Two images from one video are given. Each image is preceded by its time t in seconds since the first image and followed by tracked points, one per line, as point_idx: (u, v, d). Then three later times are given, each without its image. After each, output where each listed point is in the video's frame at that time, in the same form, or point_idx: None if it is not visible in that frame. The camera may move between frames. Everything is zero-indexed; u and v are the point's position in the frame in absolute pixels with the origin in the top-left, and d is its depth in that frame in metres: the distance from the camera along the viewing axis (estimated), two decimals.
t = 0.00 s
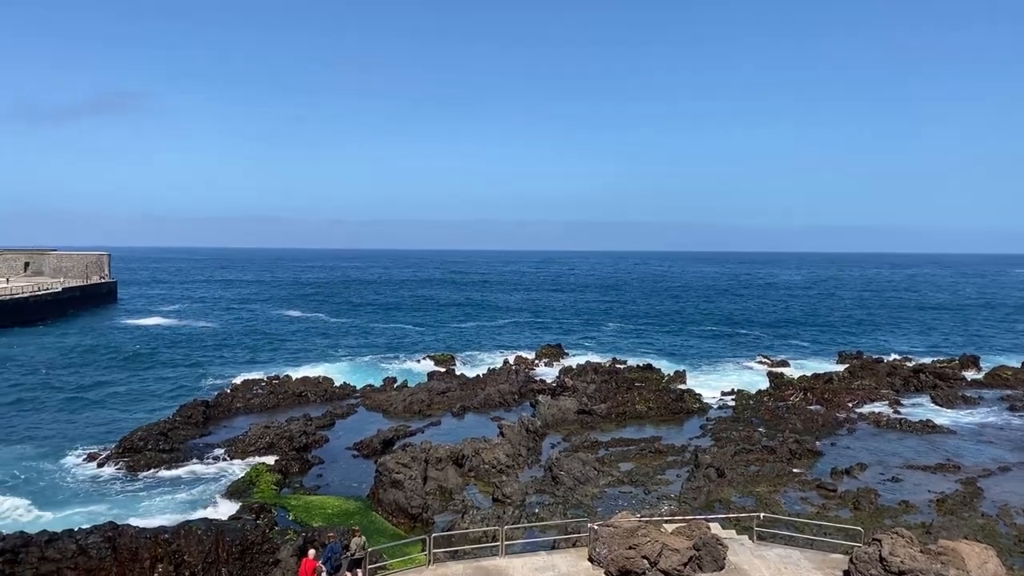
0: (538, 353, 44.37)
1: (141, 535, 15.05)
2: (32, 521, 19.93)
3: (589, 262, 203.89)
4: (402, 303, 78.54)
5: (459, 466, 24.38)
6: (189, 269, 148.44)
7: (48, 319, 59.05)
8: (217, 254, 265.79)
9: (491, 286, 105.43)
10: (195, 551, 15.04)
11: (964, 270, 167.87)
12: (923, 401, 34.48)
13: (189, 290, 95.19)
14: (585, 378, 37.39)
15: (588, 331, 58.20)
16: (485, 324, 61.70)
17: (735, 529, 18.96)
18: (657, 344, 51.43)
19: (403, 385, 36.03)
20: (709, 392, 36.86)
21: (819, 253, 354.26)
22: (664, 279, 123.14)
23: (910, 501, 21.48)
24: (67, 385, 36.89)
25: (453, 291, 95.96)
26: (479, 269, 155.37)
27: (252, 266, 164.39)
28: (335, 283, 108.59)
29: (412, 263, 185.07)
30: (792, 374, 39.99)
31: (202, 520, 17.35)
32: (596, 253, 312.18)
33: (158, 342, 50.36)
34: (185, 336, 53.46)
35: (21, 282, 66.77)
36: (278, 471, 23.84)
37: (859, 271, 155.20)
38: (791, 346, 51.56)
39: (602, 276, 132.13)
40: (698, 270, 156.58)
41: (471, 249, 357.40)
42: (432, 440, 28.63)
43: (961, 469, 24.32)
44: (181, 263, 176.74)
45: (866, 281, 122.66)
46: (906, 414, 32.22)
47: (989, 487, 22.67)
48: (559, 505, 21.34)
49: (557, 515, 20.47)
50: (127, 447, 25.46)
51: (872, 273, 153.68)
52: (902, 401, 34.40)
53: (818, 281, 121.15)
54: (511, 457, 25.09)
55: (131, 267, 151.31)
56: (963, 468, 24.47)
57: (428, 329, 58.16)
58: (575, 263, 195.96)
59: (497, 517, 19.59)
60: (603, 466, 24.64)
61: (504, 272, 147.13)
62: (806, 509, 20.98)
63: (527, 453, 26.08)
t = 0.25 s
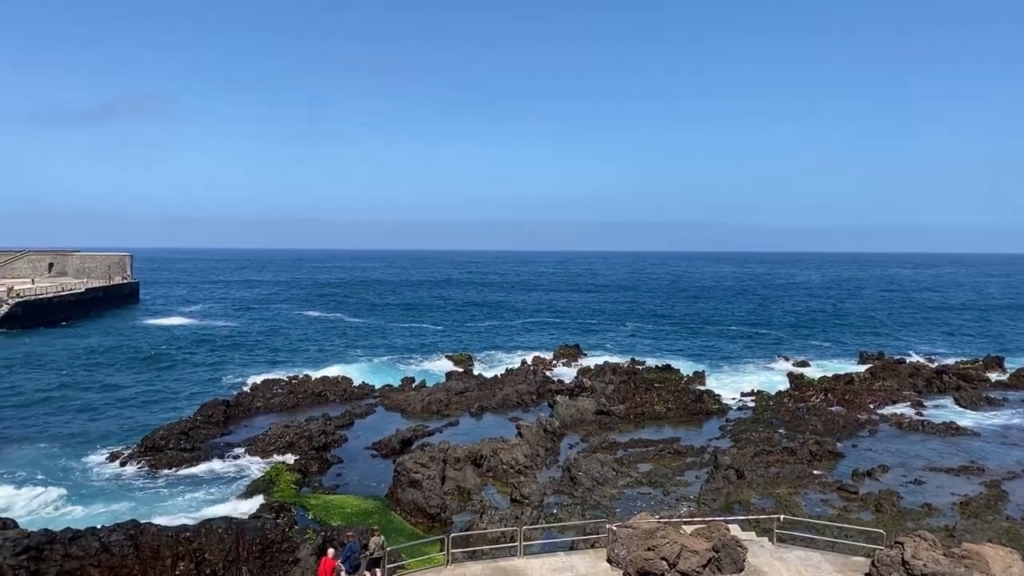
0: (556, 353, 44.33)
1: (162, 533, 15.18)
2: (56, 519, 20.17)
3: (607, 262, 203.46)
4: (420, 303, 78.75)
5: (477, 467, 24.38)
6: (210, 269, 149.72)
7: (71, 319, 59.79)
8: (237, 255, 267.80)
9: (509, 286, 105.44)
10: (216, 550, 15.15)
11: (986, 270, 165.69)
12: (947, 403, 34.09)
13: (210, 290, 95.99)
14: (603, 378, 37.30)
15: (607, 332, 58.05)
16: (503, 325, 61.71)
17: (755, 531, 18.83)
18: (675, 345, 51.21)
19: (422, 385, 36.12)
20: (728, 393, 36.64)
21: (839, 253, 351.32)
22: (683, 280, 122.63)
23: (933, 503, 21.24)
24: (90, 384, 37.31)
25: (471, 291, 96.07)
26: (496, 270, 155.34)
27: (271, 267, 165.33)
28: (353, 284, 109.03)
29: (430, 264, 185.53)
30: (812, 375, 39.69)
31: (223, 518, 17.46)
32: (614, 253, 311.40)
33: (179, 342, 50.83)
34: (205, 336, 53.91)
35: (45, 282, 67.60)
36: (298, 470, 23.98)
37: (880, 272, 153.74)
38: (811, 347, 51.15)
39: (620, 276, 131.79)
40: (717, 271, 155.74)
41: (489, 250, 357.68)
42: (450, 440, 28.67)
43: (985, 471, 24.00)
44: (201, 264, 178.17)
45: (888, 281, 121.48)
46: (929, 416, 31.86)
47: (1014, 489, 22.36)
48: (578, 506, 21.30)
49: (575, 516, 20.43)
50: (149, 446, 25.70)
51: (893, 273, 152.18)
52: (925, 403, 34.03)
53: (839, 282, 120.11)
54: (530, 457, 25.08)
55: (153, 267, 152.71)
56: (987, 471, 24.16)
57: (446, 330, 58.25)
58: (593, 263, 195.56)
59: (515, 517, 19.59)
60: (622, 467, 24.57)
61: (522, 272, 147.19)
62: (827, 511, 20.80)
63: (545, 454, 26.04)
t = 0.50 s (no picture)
0: (578, 357, 44.24)
1: (188, 534, 15.37)
2: (84, 519, 20.47)
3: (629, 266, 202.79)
4: (442, 307, 78.96)
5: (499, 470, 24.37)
6: (233, 273, 151.06)
7: (99, 322, 60.62)
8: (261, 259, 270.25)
9: (530, 290, 105.44)
10: (240, 552, 15.27)
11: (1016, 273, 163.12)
12: (976, 409, 33.56)
13: (235, 295, 96.90)
14: (626, 382, 37.16)
15: (629, 336, 57.81)
16: (524, 329, 61.69)
17: (780, 537, 18.66)
18: (698, 350, 50.89)
19: (444, 389, 36.20)
20: (752, 398, 36.34)
21: (864, 257, 347.56)
22: (706, 284, 121.92)
23: (962, 511, 20.91)
24: (117, 387, 37.80)
25: (493, 295, 96.15)
26: (517, 273, 155.37)
27: (294, 271, 166.52)
28: (376, 288, 109.58)
29: (452, 268, 185.92)
30: (838, 380, 39.26)
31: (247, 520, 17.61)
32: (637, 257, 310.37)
33: (204, 346, 51.35)
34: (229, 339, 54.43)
35: (75, 286, 68.66)
36: (321, 473, 24.12)
37: (907, 275, 151.83)
38: (837, 351, 50.59)
39: (642, 280, 131.33)
40: (740, 275, 154.64)
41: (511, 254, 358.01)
42: (472, 443, 28.69)
43: (1016, 479, 23.60)
44: (226, 268, 179.79)
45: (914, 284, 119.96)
46: (958, 422, 31.38)
47: None
48: (600, 510, 21.22)
49: (598, 520, 20.37)
50: (175, 448, 25.97)
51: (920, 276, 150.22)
52: (953, 409, 33.52)
53: (865, 285, 118.74)
54: (551, 462, 25.03)
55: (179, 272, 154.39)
56: (1017, 478, 23.74)
57: (468, 334, 58.32)
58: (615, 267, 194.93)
59: (537, 522, 19.56)
60: (644, 472, 24.44)
61: (543, 276, 147.17)
62: (853, 517, 20.57)
63: (567, 458, 25.97)
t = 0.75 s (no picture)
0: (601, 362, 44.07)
1: (214, 536, 15.49)
2: (112, 519, 20.74)
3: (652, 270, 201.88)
4: (465, 311, 79.08)
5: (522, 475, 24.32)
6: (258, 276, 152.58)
7: (127, 326, 61.40)
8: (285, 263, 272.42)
9: (553, 294, 105.30)
10: (265, 554, 15.34)
11: None
12: (1007, 415, 32.96)
13: (259, 299, 97.74)
14: (649, 387, 36.94)
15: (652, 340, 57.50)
16: (547, 333, 61.59)
17: (806, 544, 18.44)
18: (723, 354, 50.49)
19: (466, 393, 36.21)
20: (778, 403, 35.98)
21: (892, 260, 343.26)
22: (730, 287, 121.05)
23: (993, 519, 20.54)
24: (144, 390, 38.24)
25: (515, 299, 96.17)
26: (539, 277, 155.33)
27: (318, 275, 167.56)
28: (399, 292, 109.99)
29: (474, 272, 186.17)
30: (865, 385, 38.75)
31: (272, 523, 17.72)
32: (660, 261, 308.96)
33: (229, 349, 51.82)
34: (254, 343, 54.90)
35: (104, 290, 69.61)
36: (344, 476, 24.21)
37: (935, 279, 149.77)
38: (864, 356, 49.96)
39: (666, 284, 130.68)
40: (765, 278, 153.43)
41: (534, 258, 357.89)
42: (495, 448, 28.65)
43: None
44: (251, 272, 181.30)
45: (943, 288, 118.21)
46: (989, 428, 30.83)
47: None
48: (623, 516, 21.10)
49: (621, 526, 20.25)
50: (200, 451, 26.19)
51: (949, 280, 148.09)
52: (984, 415, 32.94)
53: (892, 289, 117.20)
54: (575, 466, 24.94)
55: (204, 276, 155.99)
56: None
57: (491, 338, 58.32)
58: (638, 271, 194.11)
59: (560, 527, 19.49)
60: (668, 478, 24.27)
61: (566, 280, 146.99)
62: (881, 524, 20.27)
63: (590, 463, 25.85)
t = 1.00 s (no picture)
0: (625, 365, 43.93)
1: (240, 537, 15.61)
2: (140, 520, 21.00)
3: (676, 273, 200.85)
4: (488, 315, 79.19)
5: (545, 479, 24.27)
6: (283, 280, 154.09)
7: (155, 329, 62.14)
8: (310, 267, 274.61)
9: (576, 297, 105.14)
10: (290, 556, 15.39)
11: None
12: None
13: (284, 303, 98.55)
14: (674, 391, 36.74)
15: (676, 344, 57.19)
16: (570, 336, 61.46)
17: (834, 550, 18.21)
18: (748, 358, 50.09)
19: (490, 396, 36.23)
20: (804, 407, 35.63)
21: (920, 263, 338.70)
22: (755, 291, 120.13)
23: None
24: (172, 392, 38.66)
25: (538, 303, 96.10)
26: (563, 280, 155.30)
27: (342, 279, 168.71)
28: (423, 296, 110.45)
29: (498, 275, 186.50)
30: (893, 389, 38.26)
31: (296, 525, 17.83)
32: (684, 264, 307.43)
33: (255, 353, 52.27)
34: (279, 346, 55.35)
35: (132, 294, 70.56)
36: (369, 479, 24.31)
37: (965, 282, 147.54)
38: (893, 360, 49.29)
39: (689, 288, 129.91)
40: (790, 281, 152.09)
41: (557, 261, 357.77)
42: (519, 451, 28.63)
43: None
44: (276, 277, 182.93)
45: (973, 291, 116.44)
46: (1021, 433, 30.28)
47: None
48: (648, 520, 20.98)
49: (646, 530, 20.13)
50: (227, 453, 26.42)
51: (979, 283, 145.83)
52: (1016, 419, 32.36)
53: (921, 292, 115.58)
54: (599, 471, 24.85)
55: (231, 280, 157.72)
56: None
57: (514, 341, 58.31)
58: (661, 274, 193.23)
59: (584, 531, 19.42)
60: (693, 482, 24.09)
61: (589, 283, 146.74)
62: (911, 531, 19.96)
63: (614, 467, 25.74)
